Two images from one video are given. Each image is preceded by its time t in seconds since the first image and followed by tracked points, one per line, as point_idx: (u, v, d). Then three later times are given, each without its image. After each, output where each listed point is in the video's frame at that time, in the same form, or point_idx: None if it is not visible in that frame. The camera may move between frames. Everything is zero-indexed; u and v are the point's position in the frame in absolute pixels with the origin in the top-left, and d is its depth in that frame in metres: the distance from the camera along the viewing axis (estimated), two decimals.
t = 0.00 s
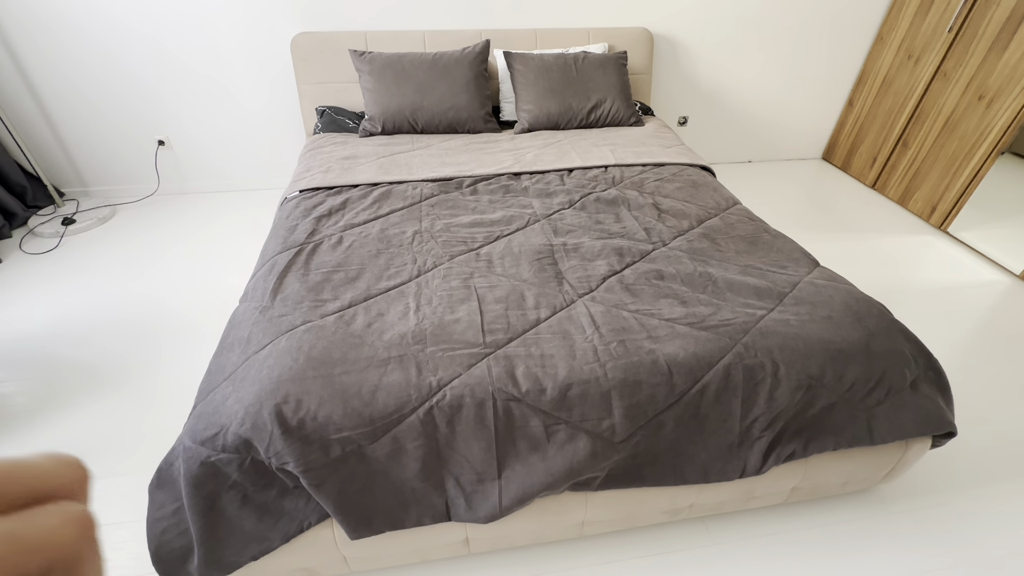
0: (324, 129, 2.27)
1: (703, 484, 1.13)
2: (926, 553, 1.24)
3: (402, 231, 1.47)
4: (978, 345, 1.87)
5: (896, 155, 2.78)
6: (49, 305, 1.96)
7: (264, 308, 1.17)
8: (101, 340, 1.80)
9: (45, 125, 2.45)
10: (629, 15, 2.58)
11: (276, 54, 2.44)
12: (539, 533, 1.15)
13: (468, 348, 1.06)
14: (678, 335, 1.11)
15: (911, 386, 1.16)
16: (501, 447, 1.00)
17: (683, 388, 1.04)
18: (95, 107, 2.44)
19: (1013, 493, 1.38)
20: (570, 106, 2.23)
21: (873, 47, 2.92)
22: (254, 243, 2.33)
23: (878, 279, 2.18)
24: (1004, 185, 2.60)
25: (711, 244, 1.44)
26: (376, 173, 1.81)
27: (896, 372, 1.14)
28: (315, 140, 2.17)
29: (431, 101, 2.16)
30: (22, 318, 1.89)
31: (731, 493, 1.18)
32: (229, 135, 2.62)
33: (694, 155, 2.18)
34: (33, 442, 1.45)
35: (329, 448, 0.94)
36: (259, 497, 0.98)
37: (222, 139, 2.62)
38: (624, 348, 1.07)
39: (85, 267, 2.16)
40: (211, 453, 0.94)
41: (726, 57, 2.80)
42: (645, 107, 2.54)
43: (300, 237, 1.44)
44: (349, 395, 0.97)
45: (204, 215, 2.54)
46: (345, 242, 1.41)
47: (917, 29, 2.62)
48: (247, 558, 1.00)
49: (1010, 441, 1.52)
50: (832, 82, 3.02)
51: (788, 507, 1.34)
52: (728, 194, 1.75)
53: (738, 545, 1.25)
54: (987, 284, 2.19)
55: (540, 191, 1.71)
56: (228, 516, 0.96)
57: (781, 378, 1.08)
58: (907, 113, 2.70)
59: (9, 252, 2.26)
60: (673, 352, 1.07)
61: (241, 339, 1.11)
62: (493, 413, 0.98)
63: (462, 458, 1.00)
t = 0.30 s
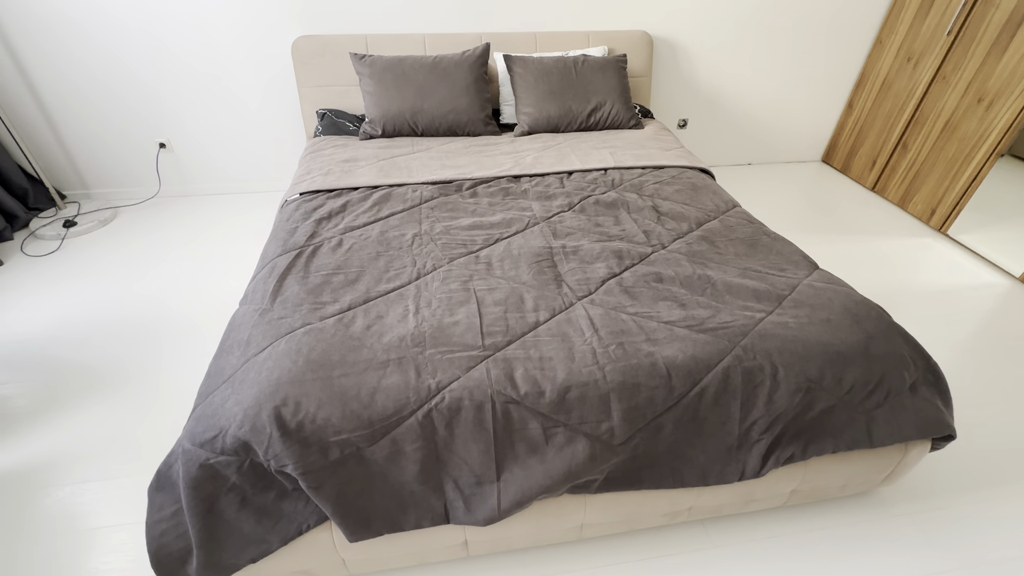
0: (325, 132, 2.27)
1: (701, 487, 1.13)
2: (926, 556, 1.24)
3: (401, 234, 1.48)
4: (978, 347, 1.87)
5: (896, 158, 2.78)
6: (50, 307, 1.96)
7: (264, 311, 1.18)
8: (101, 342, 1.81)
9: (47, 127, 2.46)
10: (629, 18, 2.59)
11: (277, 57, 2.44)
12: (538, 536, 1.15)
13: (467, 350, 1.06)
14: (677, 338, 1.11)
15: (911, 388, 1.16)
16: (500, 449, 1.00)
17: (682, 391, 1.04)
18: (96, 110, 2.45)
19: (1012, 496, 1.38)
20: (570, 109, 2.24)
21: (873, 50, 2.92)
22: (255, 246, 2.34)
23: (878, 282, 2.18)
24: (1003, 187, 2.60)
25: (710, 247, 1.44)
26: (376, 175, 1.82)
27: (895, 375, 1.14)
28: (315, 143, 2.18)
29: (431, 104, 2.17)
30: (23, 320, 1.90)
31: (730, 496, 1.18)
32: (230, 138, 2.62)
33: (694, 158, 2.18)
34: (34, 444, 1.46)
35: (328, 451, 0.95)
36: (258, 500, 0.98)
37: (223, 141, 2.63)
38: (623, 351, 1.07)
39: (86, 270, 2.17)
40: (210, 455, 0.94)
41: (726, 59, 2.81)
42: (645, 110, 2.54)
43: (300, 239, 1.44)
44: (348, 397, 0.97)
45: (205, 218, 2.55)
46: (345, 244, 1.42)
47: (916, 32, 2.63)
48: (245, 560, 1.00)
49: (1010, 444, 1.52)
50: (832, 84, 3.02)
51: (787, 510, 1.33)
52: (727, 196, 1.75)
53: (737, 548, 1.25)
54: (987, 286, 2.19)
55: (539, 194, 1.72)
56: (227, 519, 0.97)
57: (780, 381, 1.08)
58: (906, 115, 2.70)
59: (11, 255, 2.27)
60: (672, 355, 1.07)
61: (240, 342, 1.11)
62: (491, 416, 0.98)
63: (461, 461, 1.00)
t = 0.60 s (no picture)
0: (329, 134, 2.29)
1: (705, 488, 1.13)
2: (931, 559, 1.24)
3: (405, 235, 1.48)
4: (982, 349, 1.86)
5: (900, 160, 2.77)
6: (56, 309, 1.97)
7: (268, 312, 1.18)
8: (108, 343, 1.82)
9: (54, 130, 2.48)
10: (632, 20, 2.59)
11: (281, 59, 2.46)
12: (541, 537, 1.15)
13: (470, 352, 1.06)
14: (680, 339, 1.11)
15: (915, 390, 1.15)
16: (503, 450, 1.00)
17: (685, 393, 1.04)
18: (103, 112, 2.47)
19: (1017, 499, 1.37)
20: (573, 111, 2.24)
21: (876, 52, 2.92)
22: (259, 247, 2.35)
23: (882, 284, 2.17)
24: (1008, 189, 2.59)
25: (713, 249, 1.44)
26: (380, 177, 1.82)
27: (900, 377, 1.13)
28: (320, 146, 2.19)
29: (434, 107, 2.18)
30: (29, 322, 1.91)
31: (734, 498, 1.18)
32: (235, 140, 2.64)
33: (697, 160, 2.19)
34: (42, 444, 1.47)
35: (332, 451, 0.95)
36: (262, 500, 0.98)
37: (228, 143, 2.64)
38: (626, 353, 1.07)
39: (93, 271, 2.19)
40: (215, 455, 0.95)
41: (729, 62, 2.81)
42: (648, 112, 2.54)
43: (304, 241, 1.45)
44: (352, 398, 0.97)
45: (210, 220, 2.56)
46: (349, 246, 1.42)
47: (920, 33, 2.62)
48: (250, 560, 1.00)
49: (1016, 447, 1.51)
50: (836, 86, 3.01)
51: (791, 512, 1.33)
52: (730, 198, 1.75)
53: (741, 550, 1.25)
54: (992, 289, 2.18)
55: (543, 196, 1.72)
56: (232, 519, 0.97)
57: (784, 382, 1.07)
58: (911, 117, 2.70)
59: (18, 256, 2.28)
60: (675, 356, 1.07)
61: (245, 342, 1.12)
62: (494, 417, 0.99)
63: (464, 462, 1.00)
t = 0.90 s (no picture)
0: (328, 133, 2.28)
1: (703, 488, 1.13)
2: (929, 558, 1.24)
3: (403, 235, 1.48)
4: (980, 349, 1.86)
5: (898, 160, 2.77)
6: (52, 309, 1.96)
7: (266, 311, 1.18)
8: (106, 342, 1.82)
9: (52, 128, 2.48)
10: (631, 20, 2.59)
11: (280, 58, 2.45)
12: (539, 537, 1.15)
13: (468, 351, 1.06)
14: (678, 339, 1.11)
15: (913, 390, 1.16)
16: (501, 450, 1.00)
17: (683, 392, 1.04)
18: (100, 110, 2.46)
19: (1014, 498, 1.38)
20: (571, 111, 2.24)
21: (875, 51, 2.92)
22: (257, 246, 2.34)
23: (881, 283, 2.17)
24: (1006, 189, 2.59)
25: (712, 248, 1.45)
26: (378, 176, 1.82)
27: (897, 376, 1.13)
28: (318, 145, 2.19)
29: (433, 106, 2.17)
30: (26, 321, 1.90)
31: (732, 497, 1.18)
32: (234, 139, 2.63)
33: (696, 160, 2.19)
34: (39, 444, 1.46)
35: (330, 450, 0.95)
36: (260, 500, 0.98)
37: (227, 142, 2.64)
38: (625, 352, 1.07)
39: (90, 270, 2.18)
40: (212, 454, 0.95)
41: (728, 61, 2.81)
42: (647, 111, 2.54)
43: (302, 240, 1.45)
44: (350, 397, 0.97)
45: (208, 219, 2.56)
46: (347, 245, 1.42)
47: (919, 33, 2.62)
48: (248, 560, 1.00)
49: (1013, 446, 1.51)
50: (835, 86, 3.02)
51: (788, 511, 1.33)
52: (729, 197, 1.75)
53: (738, 549, 1.25)
54: (990, 288, 2.19)
55: (541, 196, 1.72)
56: (230, 518, 0.97)
57: (782, 382, 1.08)
58: (909, 117, 2.70)
59: (16, 255, 2.28)
60: (673, 356, 1.07)
61: (243, 342, 1.11)
62: (493, 416, 0.99)
63: (463, 461, 1.00)
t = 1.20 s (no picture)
0: (329, 133, 2.28)
1: (706, 489, 1.13)
2: (932, 560, 1.23)
3: (405, 235, 1.48)
4: (984, 350, 1.86)
5: (901, 160, 2.77)
6: (54, 309, 1.96)
7: (268, 311, 1.18)
8: (108, 342, 1.82)
9: (54, 128, 2.48)
10: (633, 20, 2.59)
11: (282, 58, 2.46)
12: (541, 538, 1.14)
13: (471, 351, 1.06)
14: (681, 339, 1.11)
15: (917, 391, 1.15)
16: (503, 450, 1.00)
17: (686, 392, 1.04)
18: (102, 110, 2.46)
19: (1018, 499, 1.37)
20: (573, 111, 2.24)
21: (878, 51, 2.91)
22: (259, 246, 2.34)
23: (884, 284, 2.17)
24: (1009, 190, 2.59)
25: (714, 249, 1.44)
26: (380, 177, 1.82)
27: (901, 377, 1.13)
28: (320, 145, 2.19)
29: (435, 106, 2.17)
30: (28, 321, 1.90)
31: (734, 499, 1.18)
32: (235, 139, 2.63)
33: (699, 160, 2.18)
34: (42, 443, 1.47)
35: (332, 450, 0.95)
36: (262, 500, 0.98)
37: (228, 142, 2.64)
38: (627, 352, 1.07)
39: (93, 270, 2.19)
40: (214, 454, 0.94)
41: (730, 62, 2.81)
42: (649, 112, 2.54)
43: (304, 240, 1.45)
44: (352, 398, 0.97)
45: (210, 220, 2.56)
46: (349, 245, 1.42)
47: (922, 33, 2.62)
48: (249, 560, 1.00)
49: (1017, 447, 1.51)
50: (837, 86, 3.01)
51: (791, 512, 1.33)
52: (731, 198, 1.75)
53: (740, 551, 1.25)
54: (993, 289, 2.18)
55: (543, 196, 1.72)
56: (231, 518, 0.97)
57: (785, 383, 1.07)
58: (912, 117, 2.69)
59: (18, 255, 2.28)
60: (676, 356, 1.07)
61: (245, 341, 1.11)
62: (494, 417, 0.98)
63: (465, 461, 1.00)
